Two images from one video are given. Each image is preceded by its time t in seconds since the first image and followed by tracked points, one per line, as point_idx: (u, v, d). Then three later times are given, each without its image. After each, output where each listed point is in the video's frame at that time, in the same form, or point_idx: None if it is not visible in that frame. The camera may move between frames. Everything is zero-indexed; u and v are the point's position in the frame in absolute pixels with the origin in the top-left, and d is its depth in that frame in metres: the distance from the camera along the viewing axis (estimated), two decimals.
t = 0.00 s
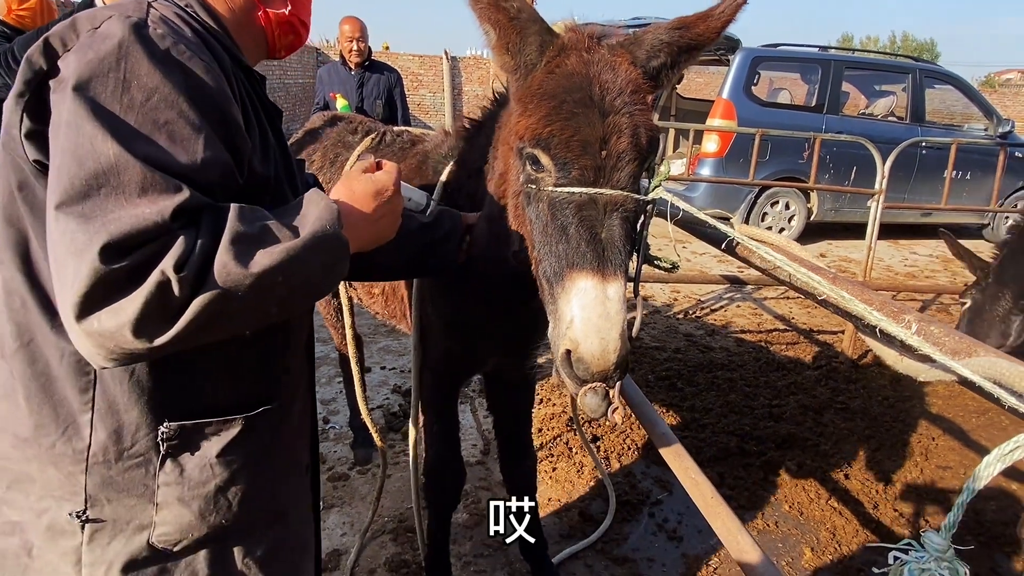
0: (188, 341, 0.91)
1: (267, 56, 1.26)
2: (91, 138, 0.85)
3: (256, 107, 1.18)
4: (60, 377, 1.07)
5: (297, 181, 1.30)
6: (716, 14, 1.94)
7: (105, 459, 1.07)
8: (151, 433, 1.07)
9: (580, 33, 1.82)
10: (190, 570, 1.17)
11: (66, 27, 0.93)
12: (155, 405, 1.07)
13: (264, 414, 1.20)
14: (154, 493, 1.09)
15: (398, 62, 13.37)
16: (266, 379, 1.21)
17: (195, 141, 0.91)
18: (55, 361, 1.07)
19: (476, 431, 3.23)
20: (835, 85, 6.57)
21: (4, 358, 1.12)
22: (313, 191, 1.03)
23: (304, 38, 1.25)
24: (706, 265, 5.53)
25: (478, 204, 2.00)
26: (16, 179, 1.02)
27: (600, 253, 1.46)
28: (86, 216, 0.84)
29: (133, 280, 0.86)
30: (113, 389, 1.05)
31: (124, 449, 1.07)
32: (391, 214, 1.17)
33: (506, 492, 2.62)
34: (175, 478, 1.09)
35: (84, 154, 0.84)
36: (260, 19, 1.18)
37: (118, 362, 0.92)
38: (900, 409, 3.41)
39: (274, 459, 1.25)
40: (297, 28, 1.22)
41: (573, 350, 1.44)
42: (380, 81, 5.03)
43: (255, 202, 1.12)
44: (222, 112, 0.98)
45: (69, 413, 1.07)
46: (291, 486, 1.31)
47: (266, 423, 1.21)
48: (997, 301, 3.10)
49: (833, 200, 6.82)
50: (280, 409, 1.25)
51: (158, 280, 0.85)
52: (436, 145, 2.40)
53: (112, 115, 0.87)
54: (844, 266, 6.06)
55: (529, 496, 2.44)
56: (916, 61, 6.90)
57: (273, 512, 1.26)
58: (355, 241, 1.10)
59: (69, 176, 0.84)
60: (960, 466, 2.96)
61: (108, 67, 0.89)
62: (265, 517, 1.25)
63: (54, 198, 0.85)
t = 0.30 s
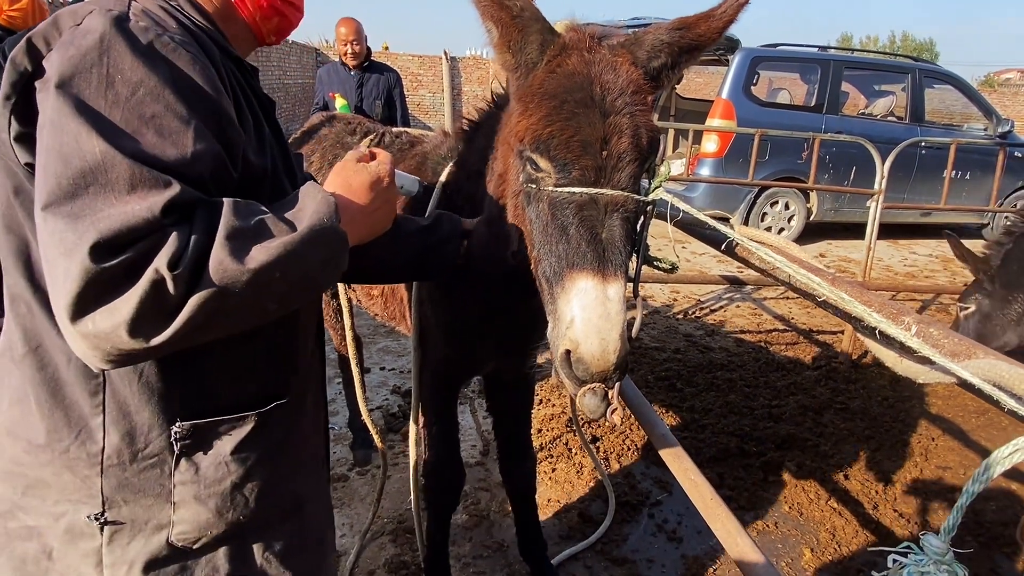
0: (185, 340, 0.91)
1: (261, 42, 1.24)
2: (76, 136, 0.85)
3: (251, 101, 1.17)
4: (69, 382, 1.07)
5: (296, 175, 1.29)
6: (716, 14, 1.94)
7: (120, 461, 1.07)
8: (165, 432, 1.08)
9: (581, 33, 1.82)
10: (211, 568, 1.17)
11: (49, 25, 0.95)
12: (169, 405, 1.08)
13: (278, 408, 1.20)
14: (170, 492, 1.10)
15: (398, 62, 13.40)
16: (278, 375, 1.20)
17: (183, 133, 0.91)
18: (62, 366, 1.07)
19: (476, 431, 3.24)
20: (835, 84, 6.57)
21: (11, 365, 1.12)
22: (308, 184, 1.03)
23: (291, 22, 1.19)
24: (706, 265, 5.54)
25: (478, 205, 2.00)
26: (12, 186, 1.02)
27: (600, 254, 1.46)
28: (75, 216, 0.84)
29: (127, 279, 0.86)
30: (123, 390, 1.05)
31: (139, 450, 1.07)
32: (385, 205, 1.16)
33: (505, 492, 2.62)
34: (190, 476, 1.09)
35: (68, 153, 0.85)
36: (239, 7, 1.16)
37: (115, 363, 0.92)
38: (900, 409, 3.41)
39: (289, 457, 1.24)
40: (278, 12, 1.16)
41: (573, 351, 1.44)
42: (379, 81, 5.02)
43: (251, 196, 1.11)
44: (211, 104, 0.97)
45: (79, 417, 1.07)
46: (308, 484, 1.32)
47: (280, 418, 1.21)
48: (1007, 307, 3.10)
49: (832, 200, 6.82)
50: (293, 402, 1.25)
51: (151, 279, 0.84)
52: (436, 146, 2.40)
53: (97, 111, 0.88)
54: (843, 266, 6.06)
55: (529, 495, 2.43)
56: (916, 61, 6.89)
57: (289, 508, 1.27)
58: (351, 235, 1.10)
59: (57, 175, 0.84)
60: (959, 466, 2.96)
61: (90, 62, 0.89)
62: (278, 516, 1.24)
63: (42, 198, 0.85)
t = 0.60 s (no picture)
0: (185, 346, 0.90)
1: (249, 34, 1.24)
2: (64, 142, 0.84)
3: (244, 99, 1.16)
4: (74, 389, 1.07)
5: (291, 173, 1.29)
6: (716, 14, 1.93)
7: (128, 467, 1.06)
8: (172, 436, 1.07)
9: (580, 33, 1.81)
10: (224, 569, 1.18)
11: (33, 27, 0.94)
12: (177, 409, 1.07)
13: (284, 408, 1.20)
14: (180, 494, 1.09)
15: (398, 62, 13.41)
16: (283, 375, 1.20)
17: (174, 133, 0.90)
18: (66, 373, 1.07)
19: (475, 432, 3.24)
20: (835, 84, 6.56)
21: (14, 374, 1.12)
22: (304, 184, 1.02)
23: (278, 13, 1.18)
24: (706, 265, 5.54)
25: (478, 205, 2.00)
26: (5, 193, 1.02)
27: (600, 254, 1.45)
28: (68, 223, 0.83)
29: (123, 287, 0.85)
30: (128, 396, 1.04)
31: (146, 454, 1.06)
32: (381, 203, 1.16)
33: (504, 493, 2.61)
34: (200, 479, 1.09)
35: (57, 158, 0.84)
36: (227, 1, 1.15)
37: (115, 371, 0.91)
38: (901, 409, 3.40)
39: (299, 453, 1.25)
40: (266, 3, 1.16)
41: (573, 351, 1.43)
42: (369, 83, 5.02)
43: (247, 195, 1.11)
44: (201, 103, 0.96)
45: (85, 424, 1.06)
46: (315, 483, 1.32)
47: (286, 418, 1.20)
48: (999, 313, 3.52)
49: (833, 199, 6.81)
50: (299, 400, 1.25)
51: (149, 287, 0.84)
52: (434, 145, 2.39)
53: (86, 114, 0.87)
54: (843, 265, 6.05)
55: (529, 496, 2.43)
56: (917, 60, 6.88)
57: (296, 508, 1.27)
58: (350, 233, 1.09)
59: (48, 182, 0.84)
60: (960, 466, 2.95)
61: (75, 64, 0.88)
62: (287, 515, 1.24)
63: (33, 206, 0.84)
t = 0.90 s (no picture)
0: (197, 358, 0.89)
1: (243, 34, 1.24)
2: (67, 155, 0.83)
3: (243, 103, 1.16)
4: (79, 401, 1.05)
5: (291, 176, 1.28)
6: (711, 13, 1.92)
7: (138, 476, 1.05)
8: (181, 444, 1.06)
9: (575, 32, 1.81)
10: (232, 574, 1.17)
11: (29, 32, 0.91)
12: (186, 416, 1.06)
13: (289, 413, 1.19)
14: (189, 502, 1.09)
15: (398, 63, 13.44)
16: (289, 377, 1.20)
17: (176, 144, 0.89)
18: (71, 383, 1.05)
19: (474, 432, 3.23)
20: (835, 83, 6.55)
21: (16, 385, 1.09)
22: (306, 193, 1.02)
23: (277, 13, 1.19)
24: (707, 264, 5.54)
25: (472, 205, 2.00)
26: (3, 204, 1.00)
27: (597, 256, 1.44)
28: (75, 238, 0.83)
29: (133, 303, 0.85)
30: (135, 406, 1.03)
31: (156, 463, 1.05)
32: (382, 209, 1.15)
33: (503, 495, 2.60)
34: (209, 485, 1.09)
35: (61, 171, 0.83)
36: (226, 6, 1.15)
37: (123, 382, 0.91)
38: (901, 409, 3.39)
39: (304, 454, 1.25)
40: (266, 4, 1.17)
41: (570, 355, 1.42)
42: (353, 84, 5.01)
43: (250, 201, 1.10)
44: (204, 110, 0.96)
45: (91, 433, 1.05)
46: (320, 485, 1.31)
47: (292, 423, 1.20)
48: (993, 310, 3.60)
49: (833, 198, 6.79)
50: (303, 405, 1.24)
51: (161, 302, 0.83)
52: (428, 144, 2.39)
53: (88, 124, 0.86)
54: (845, 265, 6.05)
55: (528, 496, 2.42)
56: (917, 59, 6.86)
57: (299, 514, 1.26)
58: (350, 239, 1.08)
59: (54, 197, 0.83)
60: (961, 466, 2.94)
61: (76, 74, 0.87)
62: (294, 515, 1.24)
63: (38, 221, 0.83)
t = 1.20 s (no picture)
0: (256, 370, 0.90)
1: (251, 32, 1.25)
2: (130, 171, 0.80)
3: (271, 116, 1.13)
4: (104, 413, 1.03)
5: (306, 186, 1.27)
6: (710, 14, 1.91)
7: (164, 485, 1.06)
8: (206, 454, 1.07)
9: (576, 31, 1.80)
10: None
11: (68, 42, 0.87)
12: (212, 424, 1.07)
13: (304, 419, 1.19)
14: (212, 510, 1.09)
15: (398, 63, 13.46)
16: (302, 378, 1.19)
17: (227, 165, 0.88)
18: (96, 397, 1.03)
19: (475, 433, 3.23)
20: (835, 81, 6.54)
21: (36, 399, 1.07)
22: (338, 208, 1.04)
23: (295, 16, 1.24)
24: (708, 264, 5.54)
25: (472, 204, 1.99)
26: (17, 219, 0.98)
27: (596, 254, 1.44)
28: (145, 256, 0.81)
29: (203, 319, 0.84)
30: (163, 417, 1.03)
31: (183, 471, 1.06)
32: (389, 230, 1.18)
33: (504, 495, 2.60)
34: (231, 492, 1.09)
35: (123, 188, 0.80)
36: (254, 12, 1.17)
37: (178, 396, 0.90)
38: (903, 408, 3.38)
39: (312, 450, 1.23)
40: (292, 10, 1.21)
41: (567, 354, 1.42)
42: (342, 86, 4.90)
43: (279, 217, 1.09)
44: (250, 130, 0.95)
45: (116, 445, 1.04)
46: (330, 484, 1.30)
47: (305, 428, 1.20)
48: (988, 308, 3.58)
49: (834, 197, 6.79)
50: (315, 413, 1.24)
51: (235, 318, 0.83)
52: (428, 143, 2.39)
53: (141, 139, 0.83)
54: (846, 263, 6.04)
55: (529, 496, 2.41)
56: (917, 58, 6.85)
57: (313, 517, 1.26)
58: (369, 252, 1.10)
59: (118, 215, 0.80)
60: (964, 466, 2.93)
61: (128, 90, 0.83)
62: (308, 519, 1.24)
63: (100, 238, 0.80)
